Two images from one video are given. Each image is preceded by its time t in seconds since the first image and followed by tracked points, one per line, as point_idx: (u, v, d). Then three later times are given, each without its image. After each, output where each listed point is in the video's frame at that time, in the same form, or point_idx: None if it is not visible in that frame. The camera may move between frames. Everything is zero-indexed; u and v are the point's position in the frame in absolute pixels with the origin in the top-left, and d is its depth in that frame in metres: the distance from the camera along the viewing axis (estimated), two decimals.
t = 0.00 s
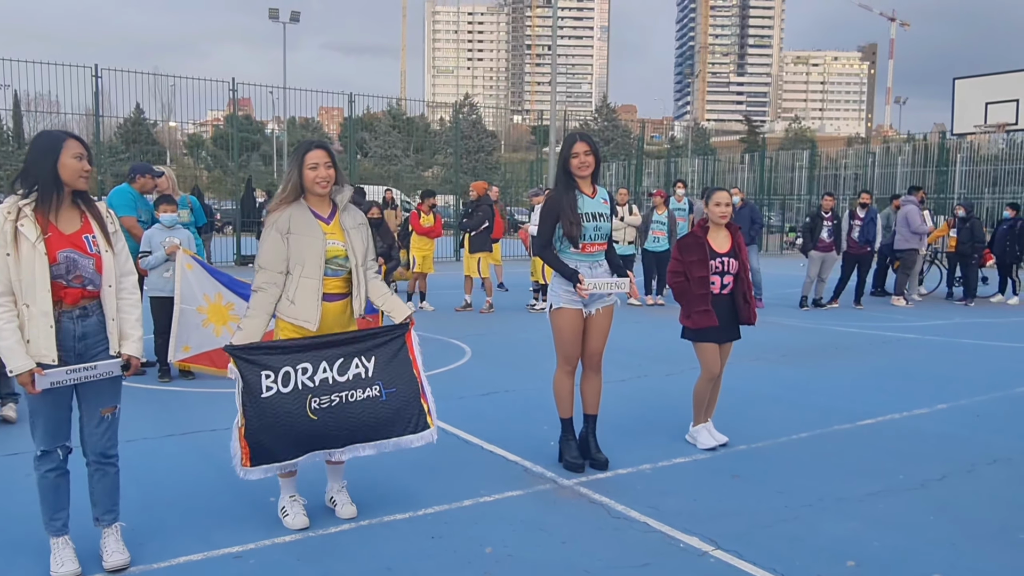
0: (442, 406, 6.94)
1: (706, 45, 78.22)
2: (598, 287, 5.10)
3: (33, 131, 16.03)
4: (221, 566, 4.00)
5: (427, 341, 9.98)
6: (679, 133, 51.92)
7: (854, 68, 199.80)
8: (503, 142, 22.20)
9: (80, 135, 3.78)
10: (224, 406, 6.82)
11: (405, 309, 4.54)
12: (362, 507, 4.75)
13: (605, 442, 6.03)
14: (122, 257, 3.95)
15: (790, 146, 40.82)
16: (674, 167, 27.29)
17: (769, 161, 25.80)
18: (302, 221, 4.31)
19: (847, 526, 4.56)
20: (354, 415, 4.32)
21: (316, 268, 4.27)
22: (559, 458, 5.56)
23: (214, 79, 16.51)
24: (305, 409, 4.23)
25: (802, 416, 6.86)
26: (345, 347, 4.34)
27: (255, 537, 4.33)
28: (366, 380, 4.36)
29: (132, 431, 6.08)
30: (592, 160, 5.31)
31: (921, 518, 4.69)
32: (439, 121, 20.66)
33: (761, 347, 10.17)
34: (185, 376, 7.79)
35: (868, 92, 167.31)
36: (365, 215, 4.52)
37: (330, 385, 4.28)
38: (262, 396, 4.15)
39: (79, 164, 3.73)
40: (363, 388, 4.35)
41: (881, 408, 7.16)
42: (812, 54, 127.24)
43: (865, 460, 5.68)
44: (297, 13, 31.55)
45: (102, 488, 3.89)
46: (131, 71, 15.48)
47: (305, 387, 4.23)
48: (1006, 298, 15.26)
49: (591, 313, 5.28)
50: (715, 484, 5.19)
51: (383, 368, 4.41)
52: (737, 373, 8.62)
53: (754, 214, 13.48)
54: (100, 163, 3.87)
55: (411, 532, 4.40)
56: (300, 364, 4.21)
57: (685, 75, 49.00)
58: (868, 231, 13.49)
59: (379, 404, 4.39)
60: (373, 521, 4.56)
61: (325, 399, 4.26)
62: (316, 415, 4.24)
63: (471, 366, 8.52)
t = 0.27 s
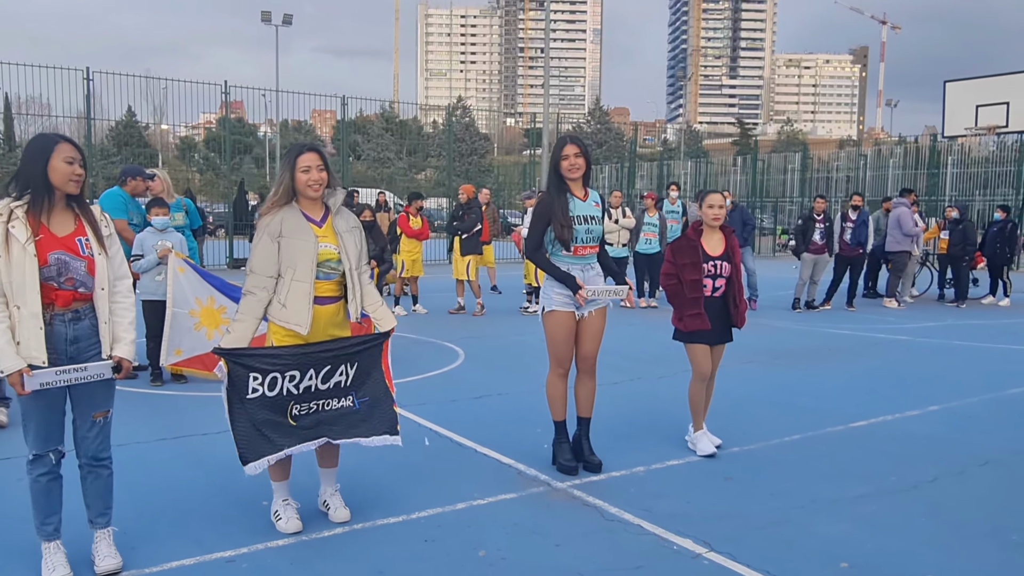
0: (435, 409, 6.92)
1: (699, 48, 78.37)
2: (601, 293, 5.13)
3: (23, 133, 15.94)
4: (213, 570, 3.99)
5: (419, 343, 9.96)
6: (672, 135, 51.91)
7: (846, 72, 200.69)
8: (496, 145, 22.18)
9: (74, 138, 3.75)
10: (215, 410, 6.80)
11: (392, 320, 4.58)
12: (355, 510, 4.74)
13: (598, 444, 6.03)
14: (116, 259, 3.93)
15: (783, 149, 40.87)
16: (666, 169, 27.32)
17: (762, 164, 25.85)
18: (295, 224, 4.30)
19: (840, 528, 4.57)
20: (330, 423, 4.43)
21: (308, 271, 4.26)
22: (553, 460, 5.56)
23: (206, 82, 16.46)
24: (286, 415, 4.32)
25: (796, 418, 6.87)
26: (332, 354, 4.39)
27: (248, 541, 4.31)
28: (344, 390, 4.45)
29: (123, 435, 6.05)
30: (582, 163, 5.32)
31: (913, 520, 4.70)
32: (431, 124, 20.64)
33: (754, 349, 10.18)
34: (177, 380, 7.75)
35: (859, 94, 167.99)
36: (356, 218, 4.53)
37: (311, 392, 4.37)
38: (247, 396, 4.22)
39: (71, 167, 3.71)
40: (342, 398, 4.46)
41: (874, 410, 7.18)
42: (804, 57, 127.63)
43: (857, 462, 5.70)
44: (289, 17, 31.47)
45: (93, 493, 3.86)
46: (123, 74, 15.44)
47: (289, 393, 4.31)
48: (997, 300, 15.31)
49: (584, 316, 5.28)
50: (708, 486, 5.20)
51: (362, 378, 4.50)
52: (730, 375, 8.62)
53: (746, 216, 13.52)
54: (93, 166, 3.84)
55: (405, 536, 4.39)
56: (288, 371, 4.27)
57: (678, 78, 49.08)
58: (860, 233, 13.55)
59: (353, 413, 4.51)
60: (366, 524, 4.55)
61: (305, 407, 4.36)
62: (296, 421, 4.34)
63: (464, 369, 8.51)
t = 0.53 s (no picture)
0: (432, 412, 6.92)
1: (696, 51, 78.49)
2: (601, 292, 5.14)
3: (20, 136, 15.93)
4: (210, 574, 3.98)
5: (417, 346, 9.96)
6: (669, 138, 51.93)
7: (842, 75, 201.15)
8: (493, 147, 22.18)
9: (73, 142, 3.75)
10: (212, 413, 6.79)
11: (390, 322, 4.54)
12: (352, 513, 4.74)
13: (595, 447, 6.03)
14: (115, 263, 3.94)
15: (780, 151, 40.93)
16: (663, 171, 27.35)
17: (758, 166, 25.88)
18: (291, 227, 4.30)
19: (837, 530, 4.58)
20: (320, 424, 4.39)
21: (305, 274, 4.27)
22: (550, 463, 5.56)
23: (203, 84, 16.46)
24: (275, 412, 4.28)
25: (793, 420, 6.88)
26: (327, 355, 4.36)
27: (245, 544, 4.31)
28: (337, 391, 4.41)
29: (120, 438, 6.04)
30: (578, 165, 5.32)
31: (910, 522, 4.71)
32: (429, 127, 20.64)
33: (751, 351, 10.19)
34: (173, 383, 7.74)
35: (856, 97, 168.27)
36: (353, 220, 4.53)
37: (304, 392, 4.32)
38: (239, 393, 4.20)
39: (67, 170, 3.70)
40: (334, 399, 4.41)
41: (870, 412, 7.19)
42: (801, 60, 127.87)
43: (854, 464, 5.70)
44: (286, 20, 31.49)
45: (90, 496, 3.86)
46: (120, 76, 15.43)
47: (281, 391, 4.27)
48: (994, 302, 15.34)
49: (580, 318, 5.29)
50: (705, 488, 5.20)
51: (356, 381, 4.46)
52: (727, 377, 8.64)
53: (742, 218, 13.54)
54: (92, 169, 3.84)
55: (402, 539, 4.39)
56: (281, 370, 4.23)
57: (675, 81, 49.16)
58: (857, 235, 13.59)
59: (343, 416, 4.47)
60: (363, 527, 4.54)
61: (295, 407, 4.31)
62: (285, 420, 4.30)
63: (461, 372, 8.51)
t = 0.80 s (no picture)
0: (433, 415, 6.93)
1: (696, 54, 78.54)
2: (597, 283, 5.12)
3: (21, 139, 15.96)
4: None
5: (417, 349, 9.96)
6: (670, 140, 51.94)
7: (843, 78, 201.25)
8: (494, 150, 22.19)
9: (76, 146, 3.75)
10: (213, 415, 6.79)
11: (397, 320, 4.55)
12: (352, 516, 4.74)
13: (595, 450, 6.03)
14: (118, 267, 3.95)
15: (782, 154, 40.92)
16: (664, 174, 27.36)
17: (758, 168, 25.89)
18: (291, 232, 4.31)
19: (837, 533, 4.58)
20: (321, 421, 4.43)
21: (305, 277, 4.27)
22: (550, 466, 5.57)
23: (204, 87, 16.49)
24: (278, 409, 4.31)
25: (793, 423, 6.88)
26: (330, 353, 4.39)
27: (245, 547, 4.31)
28: (339, 388, 4.45)
29: (120, 441, 6.04)
30: (579, 169, 5.32)
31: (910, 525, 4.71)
32: (429, 130, 20.67)
33: (752, 354, 10.19)
34: (174, 386, 7.75)
35: (856, 100, 168.36)
36: (354, 224, 4.54)
37: (307, 388, 4.35)
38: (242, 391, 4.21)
39: (69, 175, 3.71)
40: (335, 396, 4.45)
41: (871, 415, 7.18)
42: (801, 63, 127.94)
43: (854, 467, 5.70)
44: (288, 22, 31.55)
45: (92, 498, 3.86)
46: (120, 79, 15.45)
47: (285, 388, 4.29)
48: (994, 305, 15.33)
49: (580, 322, 5.29)
50: (705, 491, 5.20)
51: (357, 377, 4.51)
52: (728, 380, 8.64)
53: (743, 221, 13.55)
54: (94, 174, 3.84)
55: (402, 542, 4.39)
56: (285, 368, 4.24)
57: (675, 84, 49.19)
58: (857, 238, 13.60)
59: (344, 411, 4.53)
60: (364, 530, 4.55)
61: (298, 404, 4.34)
62: (288, 416, 4.33)
63: (461, 375, 8.50)
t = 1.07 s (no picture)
0: (432, 417, 6.93)
1: (697, 57, 78.56)
2: (588, 276, 5.13)
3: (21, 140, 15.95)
4: None
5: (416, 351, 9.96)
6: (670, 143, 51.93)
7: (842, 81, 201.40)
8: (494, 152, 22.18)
9: (80, 148, 3.74)
10: (213, 417, 6.80)
11: (410, 312, 4.53)
12: (351, 518, 4.75)
13: (595, 453, 6.03)
14: (119, 270, 3.96)
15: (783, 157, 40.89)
16: (664, 177, 27.35)
17: (758, 171, 25.88)
18: (291, 235, 4.31)
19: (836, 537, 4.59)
20: (329, 410, 4.45)
21: (305, 279, 4.27)
22: (549, 468, 5.58)
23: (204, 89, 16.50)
24: (285, 399, 4.36)
25: (792, 426, 6.88)
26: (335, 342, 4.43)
27: (245, 549, 4.32)
28: (347, 377, 4.48)
29: (120, 443, 6.05)
30: (579, 171, 5.31)
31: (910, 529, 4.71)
32: (429, 132, 20.66)
33: (751, 357, 10.19)
34: (174, 388, 7.75)
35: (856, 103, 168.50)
36: (357, 225, 4.53)
37: (313, 377, 4.39)
38: (248, 381, 4.29)
39: (72, 177, 3.70)
40: (343, 385, 4.48)
41: (870, 418, 7.18)
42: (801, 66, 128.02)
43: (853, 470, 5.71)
44: (288, 24, 31.55)
45: (92, 499, 3.86)
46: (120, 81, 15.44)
47: (290, 377, 4.35)
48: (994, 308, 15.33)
49: (580, 324, 5.30)
50: (704, 494, 5.21)
51: (365, 366, 4.52)
52: (727, 383, 8.64)
53: (742, 224, 13.56)
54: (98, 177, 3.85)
55: (401, 544, 4.39)
56: (288, 357, 4.31)
57: (676, 86, 49.19)
58: (856, 241, 13.59)
59: (354, 401, 4.52)
60: (363, 532, 4.55)
61: (304, 393, 4.39)
62: (294, 406, 4.37)
63: (461, 377, 8.51)
